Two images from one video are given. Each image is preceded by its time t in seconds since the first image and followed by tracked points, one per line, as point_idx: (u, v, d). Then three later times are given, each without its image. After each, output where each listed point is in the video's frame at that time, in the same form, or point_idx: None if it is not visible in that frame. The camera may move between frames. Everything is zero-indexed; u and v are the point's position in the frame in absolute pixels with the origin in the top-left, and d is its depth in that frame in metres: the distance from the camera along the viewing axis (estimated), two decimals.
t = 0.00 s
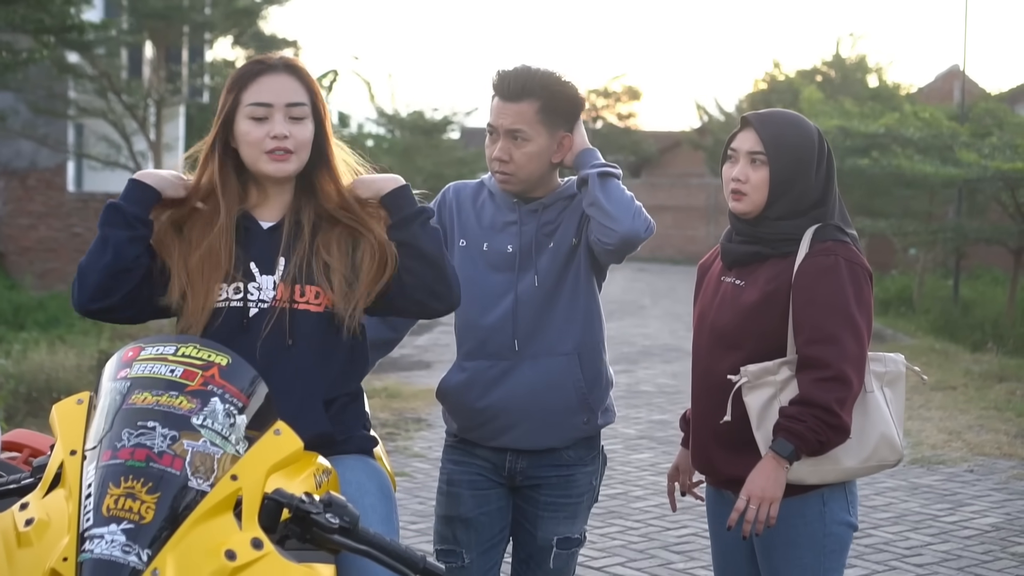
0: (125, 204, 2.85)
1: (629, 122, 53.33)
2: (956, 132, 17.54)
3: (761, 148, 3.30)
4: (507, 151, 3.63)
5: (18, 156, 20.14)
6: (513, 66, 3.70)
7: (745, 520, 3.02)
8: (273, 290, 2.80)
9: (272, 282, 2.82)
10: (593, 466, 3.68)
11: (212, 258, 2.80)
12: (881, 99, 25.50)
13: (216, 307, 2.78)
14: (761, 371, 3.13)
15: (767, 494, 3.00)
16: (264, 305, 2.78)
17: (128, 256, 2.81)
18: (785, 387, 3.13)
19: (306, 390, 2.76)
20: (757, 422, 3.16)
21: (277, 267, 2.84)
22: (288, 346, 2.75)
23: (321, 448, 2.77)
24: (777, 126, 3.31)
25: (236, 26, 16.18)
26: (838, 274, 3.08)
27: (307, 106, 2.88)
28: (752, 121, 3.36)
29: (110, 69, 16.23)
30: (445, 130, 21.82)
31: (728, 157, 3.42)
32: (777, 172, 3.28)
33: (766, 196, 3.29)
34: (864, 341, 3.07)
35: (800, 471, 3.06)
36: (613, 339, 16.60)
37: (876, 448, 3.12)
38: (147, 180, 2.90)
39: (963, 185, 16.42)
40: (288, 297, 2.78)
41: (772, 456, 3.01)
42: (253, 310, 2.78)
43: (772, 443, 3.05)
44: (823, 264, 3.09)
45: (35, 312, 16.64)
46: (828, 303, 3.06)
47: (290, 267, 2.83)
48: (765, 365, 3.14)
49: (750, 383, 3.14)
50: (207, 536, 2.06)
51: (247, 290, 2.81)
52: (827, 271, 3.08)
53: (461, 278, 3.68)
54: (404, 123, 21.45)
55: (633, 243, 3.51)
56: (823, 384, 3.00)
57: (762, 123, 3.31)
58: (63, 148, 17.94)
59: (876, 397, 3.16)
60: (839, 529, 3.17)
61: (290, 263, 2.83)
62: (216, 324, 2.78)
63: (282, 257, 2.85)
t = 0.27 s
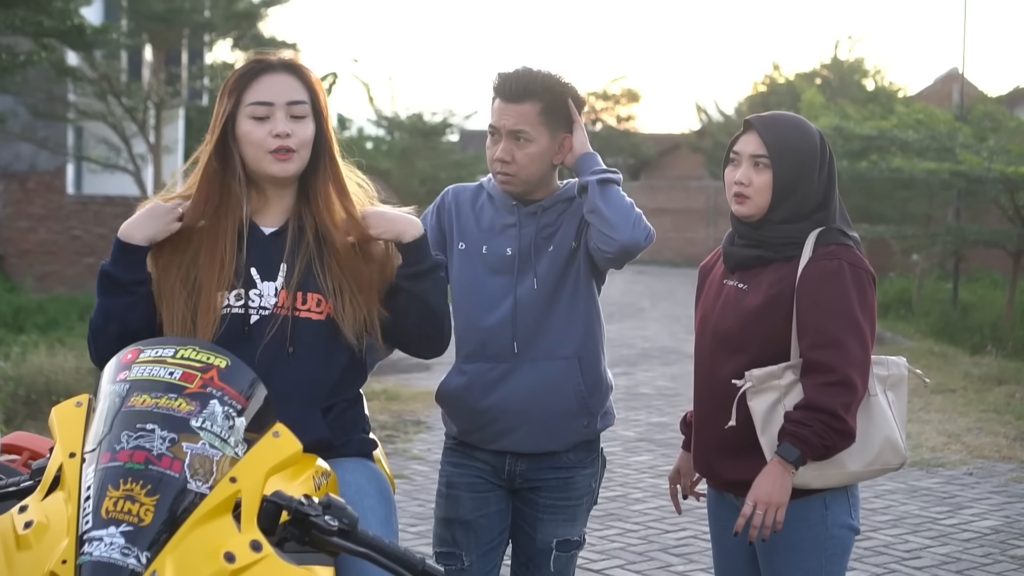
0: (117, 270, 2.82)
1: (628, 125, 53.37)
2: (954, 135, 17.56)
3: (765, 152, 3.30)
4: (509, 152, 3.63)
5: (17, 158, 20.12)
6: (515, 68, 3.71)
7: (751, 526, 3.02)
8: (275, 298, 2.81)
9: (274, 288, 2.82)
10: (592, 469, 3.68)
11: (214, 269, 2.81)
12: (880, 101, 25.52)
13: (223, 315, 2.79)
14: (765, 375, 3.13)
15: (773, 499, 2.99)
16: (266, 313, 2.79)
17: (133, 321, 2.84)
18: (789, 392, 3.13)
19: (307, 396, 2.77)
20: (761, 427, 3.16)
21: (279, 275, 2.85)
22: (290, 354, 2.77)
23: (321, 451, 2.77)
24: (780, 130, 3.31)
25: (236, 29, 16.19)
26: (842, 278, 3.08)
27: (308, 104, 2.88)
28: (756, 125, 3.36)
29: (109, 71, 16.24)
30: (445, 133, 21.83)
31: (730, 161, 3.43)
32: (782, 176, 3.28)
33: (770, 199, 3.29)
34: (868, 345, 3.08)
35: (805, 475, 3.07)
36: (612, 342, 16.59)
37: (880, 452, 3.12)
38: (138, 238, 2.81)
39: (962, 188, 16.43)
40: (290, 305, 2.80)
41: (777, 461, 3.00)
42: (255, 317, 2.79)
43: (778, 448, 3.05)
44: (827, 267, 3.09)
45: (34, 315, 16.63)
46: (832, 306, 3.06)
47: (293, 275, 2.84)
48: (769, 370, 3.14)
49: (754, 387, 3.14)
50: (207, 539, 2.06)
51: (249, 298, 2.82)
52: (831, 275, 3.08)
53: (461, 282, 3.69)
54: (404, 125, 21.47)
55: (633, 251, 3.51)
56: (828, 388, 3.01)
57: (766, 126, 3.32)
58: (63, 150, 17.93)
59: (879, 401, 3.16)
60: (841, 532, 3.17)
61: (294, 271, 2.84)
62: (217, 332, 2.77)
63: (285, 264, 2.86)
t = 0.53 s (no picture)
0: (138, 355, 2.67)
1: (628, 126, 53.40)
2: (951, 136, 17.58)
3: (768, 154, 3.30)
4: (510, 153, 3.62)
5: (16, 159, 20.12)
6: (517, 68, 3.70)
7: (758, 530, 3.01)
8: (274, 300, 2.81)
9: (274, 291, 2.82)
10: (591, 470, 3.68)
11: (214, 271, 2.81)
12: (878, 102, 25.54)
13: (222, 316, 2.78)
14: (769, 379, 3.13)
15: (780, 503, 2.99)
16: (266, 315, 2.79)
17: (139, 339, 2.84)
18: (793, 395, 3.12)
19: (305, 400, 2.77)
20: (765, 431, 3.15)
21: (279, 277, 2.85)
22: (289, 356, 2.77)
23: (321, 453, 2.77)
24: (783, 132, 3.31)
25: (234, 30, 16.20)
26: (846, 281, 3.09)
27: (303, 101, 2.87)
28: (758, 127, 3.36)
29: (108, 72, 16.23)
30: (444, 133, 21.83)
31: (732, 162, 3.42)
32: (785, 178, 3.28)
33: (774, 201, 3.29)
34: (871, 348, 3.08)
35: (809, 477, 3.07)
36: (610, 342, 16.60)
37: (883, 454, 3.12)
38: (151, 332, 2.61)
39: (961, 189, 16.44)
40: (288, 306, 2.79)
41: (783, 464, 3.00)
42: (254, 320, 2.78)
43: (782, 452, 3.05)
44: (830, 270, 3.10)
45: (33, 315, 16.64)
46: (836, 308, 3.06)
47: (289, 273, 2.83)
48: (773, 373, 3.14)
49: (758, 391, 3.14)
50: (208, 540, 2.05)
51: (247, 300, 2.81)
52: (835, 277, 3.08)
53: (460, 284, 3.68)
54: (403, 126, 21.48)
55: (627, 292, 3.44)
56: (833, 391, 3.01)
57: (767, 128, 3.32)
58: (61, 151, 17.93)
59: (882, 403, 3.17)
60: (843, 534, 3.17)
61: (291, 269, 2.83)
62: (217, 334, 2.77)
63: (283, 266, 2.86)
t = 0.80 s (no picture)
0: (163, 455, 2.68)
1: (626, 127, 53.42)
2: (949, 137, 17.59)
3: (768, 155, 3.30)
4: (509, 153, 3.62)
5: (14, 161, 20.11)
6: (519, 68, 3.69)
7: (762, 533, 3.01)
8: (270, 299, 2.80)
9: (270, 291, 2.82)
10: (591, 471, 3.68)
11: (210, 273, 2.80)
12: (877, 103, 25.55)
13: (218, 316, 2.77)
14: (771, 380, 3.12)
15: (783, 505, 2.99)
16: (262, 314, 2.78)
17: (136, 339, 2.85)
18: (795, 396, 3.12)
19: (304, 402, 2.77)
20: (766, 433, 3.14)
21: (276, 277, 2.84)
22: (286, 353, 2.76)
23: (320, 454, 2.77)
24: (782, 132, 3.30)
25: (233, 32, 16.19)
26: (846, 282, 3.08)
27: (302, 110, 2.86)
28: (757, 128, 3.35)
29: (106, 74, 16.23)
30: (443, 135, 21.83)
31: (731, 164, 3.42)
32: (785, 179, 3.27)
33: (773, 201, 3.29)
34: (872, 348, 3.07)
35: (811, 479, 3.06)
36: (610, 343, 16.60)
37: (884, 455, 3.12)
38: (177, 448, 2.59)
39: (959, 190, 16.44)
40: (285, 305, 2.79)
41: (786, 466, 2.99)
42: (250, 319, 2.78)
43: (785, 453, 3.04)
44: (832, 271, 3.09)
45: (31, 317, 16.64)
46: (838, 310, 3.06)
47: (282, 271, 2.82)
48: (775, 375, 3.13)
49: (760, 392, 3.13)
50: (206, 542, 2.05)
51: (244, 300, 2.81)
52: (835, 278, 3.08)
53: (458, 285, 3.68)
54: (402, 127, 21.49)
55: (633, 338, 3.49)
56: (835, 393, 3.00)
57: (767, 129, 3.31)
58: (60, 153, 17.92)
59: (882, 404, 3.16)
60: (844, 535, 3.17)
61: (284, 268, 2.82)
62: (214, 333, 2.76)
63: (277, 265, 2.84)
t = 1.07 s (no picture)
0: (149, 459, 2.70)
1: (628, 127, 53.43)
2: (950, 136, 17.60)
3: (768, 156, 3.30)
4: (510, 152, 3.62)
5: (16, 160, 20.11)
6: (522, 68, 3.70)
7: (764, 533, 3.01)
8: (269, 296, 2.80)
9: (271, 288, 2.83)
10: (592, 470, 3.69)
11: (209, 270, 2.81)
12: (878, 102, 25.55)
13: (215, 314, 2.78)
14: (772, 381, 3.12)
15: (786, 505, 2.99)
16: (261, 311, 2.79)
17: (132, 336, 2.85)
18: (796, 397, 3.12)
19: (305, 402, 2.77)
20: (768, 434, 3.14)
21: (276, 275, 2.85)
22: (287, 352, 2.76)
23: (321, 453, 2.77)
24: (782, 133, 3.31)
25: (234, 31, 16.21)
26: (848, 283, 3.08)
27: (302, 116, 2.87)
28: (757, 129, 3.35)
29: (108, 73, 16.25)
30: (445, 134, 21.84)
31: (732, 164, 3.42)
32: (785, 179, 3.27)
33: (774, 202, 3.29)
34: (873, 350, 3.08)
35: (813, 479, 3.06)
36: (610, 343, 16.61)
37: (886, 455, 3.12)
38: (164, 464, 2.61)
39: (960, 189, 16.45)
40: (284, 301, 2.79)
41: (789, 467, 3.00)
42: (249, 316, 2.78)
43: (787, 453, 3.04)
44: (833, 272, 3.09)
45: (33, 317, 16.65)
46: (840, 310, 3.06)
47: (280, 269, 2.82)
48: (776, 375, 3.13)
49: (761, 393, 3.13)
50: (208, 541, 2.05)
51: (243, 298, 2.81)
52: (837, 279, 3.08)
53: (458, 286, 3.68)
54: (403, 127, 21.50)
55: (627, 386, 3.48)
56: (836, 394, 3.00)
57: (767, 128, 3.32)
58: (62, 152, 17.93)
59: (883, 404, 3.17)
60: (844, 535, 3.17)
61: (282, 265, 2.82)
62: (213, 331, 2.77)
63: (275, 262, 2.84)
